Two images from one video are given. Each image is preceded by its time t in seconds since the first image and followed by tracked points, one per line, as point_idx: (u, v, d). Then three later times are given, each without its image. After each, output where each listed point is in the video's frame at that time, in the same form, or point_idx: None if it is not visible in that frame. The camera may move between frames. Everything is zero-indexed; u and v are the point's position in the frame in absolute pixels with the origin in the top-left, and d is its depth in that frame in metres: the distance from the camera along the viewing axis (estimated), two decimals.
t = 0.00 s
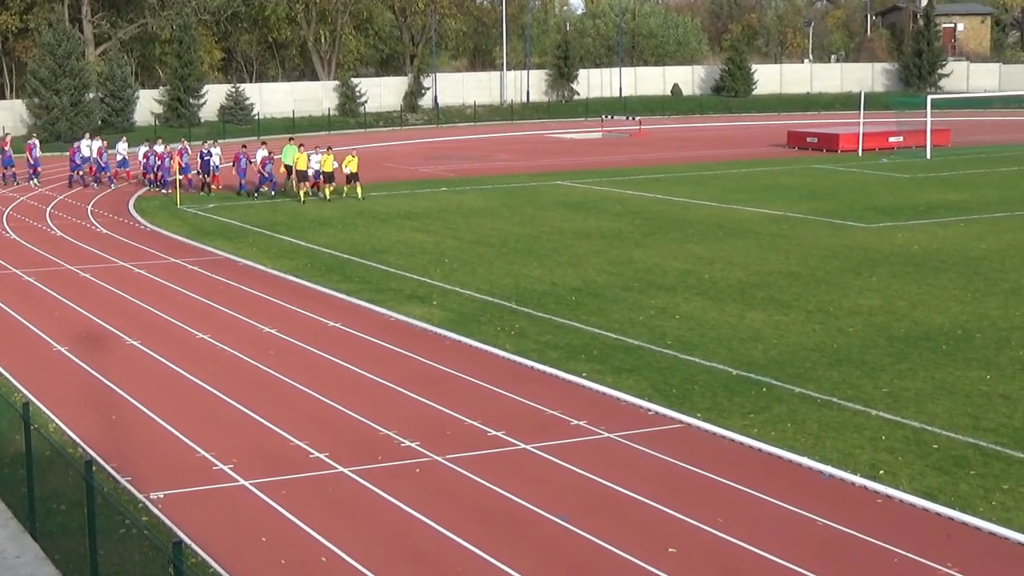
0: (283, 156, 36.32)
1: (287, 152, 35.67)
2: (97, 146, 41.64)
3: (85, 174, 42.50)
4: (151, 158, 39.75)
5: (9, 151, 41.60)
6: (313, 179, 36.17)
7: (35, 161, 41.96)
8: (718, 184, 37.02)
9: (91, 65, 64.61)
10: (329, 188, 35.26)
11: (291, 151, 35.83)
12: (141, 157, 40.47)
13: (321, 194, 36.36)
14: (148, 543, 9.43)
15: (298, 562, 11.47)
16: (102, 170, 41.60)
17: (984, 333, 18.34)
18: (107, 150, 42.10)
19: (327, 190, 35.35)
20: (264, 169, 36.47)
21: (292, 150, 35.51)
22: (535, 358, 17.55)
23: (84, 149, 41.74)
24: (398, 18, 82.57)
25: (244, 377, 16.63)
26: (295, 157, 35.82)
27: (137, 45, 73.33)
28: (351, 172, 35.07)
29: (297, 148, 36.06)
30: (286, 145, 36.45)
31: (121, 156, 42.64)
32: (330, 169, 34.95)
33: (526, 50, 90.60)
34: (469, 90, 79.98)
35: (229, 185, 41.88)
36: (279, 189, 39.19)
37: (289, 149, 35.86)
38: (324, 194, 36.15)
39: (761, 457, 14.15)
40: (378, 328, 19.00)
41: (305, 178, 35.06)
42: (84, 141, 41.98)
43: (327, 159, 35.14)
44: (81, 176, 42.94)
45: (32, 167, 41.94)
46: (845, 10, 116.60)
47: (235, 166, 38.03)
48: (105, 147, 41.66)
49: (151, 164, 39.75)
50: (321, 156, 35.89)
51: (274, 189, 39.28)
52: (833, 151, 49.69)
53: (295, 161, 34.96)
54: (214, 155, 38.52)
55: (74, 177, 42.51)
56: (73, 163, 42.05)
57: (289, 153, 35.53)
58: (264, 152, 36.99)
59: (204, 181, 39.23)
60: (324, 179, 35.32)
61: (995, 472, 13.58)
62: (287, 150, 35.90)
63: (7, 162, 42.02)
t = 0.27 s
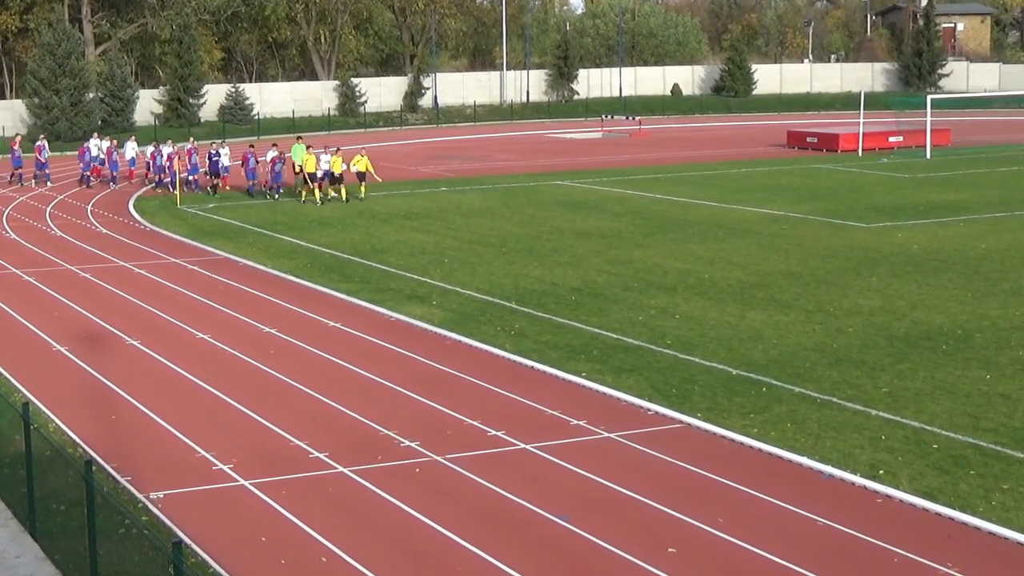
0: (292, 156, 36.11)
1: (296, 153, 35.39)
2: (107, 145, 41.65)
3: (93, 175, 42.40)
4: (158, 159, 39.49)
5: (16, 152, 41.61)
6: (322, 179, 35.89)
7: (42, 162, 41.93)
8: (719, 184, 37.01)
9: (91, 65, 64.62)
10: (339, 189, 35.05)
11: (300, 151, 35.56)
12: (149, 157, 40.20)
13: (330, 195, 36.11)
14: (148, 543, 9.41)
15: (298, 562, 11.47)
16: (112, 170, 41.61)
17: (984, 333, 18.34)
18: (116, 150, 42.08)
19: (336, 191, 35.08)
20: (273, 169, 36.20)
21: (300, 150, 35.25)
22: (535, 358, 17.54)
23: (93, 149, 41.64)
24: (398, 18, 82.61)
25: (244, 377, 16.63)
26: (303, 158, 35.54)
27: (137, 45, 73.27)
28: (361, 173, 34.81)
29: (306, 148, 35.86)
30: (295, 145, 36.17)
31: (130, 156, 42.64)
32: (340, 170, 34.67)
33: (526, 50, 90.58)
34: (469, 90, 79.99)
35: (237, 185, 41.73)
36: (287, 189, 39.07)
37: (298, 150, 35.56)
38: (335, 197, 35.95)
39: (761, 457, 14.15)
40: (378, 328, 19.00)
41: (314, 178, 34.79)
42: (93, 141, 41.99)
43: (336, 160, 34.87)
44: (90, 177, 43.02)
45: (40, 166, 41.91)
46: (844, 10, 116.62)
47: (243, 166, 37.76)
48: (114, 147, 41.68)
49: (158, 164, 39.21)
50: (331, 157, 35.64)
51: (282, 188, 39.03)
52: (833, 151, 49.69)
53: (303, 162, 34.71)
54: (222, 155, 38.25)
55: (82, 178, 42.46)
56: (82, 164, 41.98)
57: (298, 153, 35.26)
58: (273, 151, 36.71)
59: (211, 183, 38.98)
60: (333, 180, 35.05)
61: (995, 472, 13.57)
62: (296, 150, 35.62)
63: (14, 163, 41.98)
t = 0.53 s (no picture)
0: (292, 157, 35.88)
1: (296, 154, 35.10)
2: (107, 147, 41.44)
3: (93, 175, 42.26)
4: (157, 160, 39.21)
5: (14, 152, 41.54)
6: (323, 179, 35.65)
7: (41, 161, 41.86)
8: (711, 185, 37.04)
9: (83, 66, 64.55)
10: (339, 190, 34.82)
11: (300, 152, 35.26)
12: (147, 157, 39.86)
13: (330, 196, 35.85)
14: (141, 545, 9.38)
15: (290, 563, 11.47)
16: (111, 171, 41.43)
17: (975, 333, 18.37)
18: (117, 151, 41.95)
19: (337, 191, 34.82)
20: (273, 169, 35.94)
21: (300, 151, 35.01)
22: (527, 359, 17.56)
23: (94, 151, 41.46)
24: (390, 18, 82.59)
25: (236, 377, 16.64)
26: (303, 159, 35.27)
27: (129, 46, 73.15)
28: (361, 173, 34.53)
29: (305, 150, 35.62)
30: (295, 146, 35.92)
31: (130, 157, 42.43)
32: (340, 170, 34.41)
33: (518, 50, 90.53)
34: (461, 91, 80.00)
35: (236, 186, 41.65)
36: (286, 189, 39.01)
37: (298, 151, 35.28)
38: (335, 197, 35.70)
39: (752, 457, 14.17)
40: (370, 328, 19.00)
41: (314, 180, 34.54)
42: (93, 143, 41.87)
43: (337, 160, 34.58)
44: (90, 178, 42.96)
45: (39, 166, 41.87)
46: (836, 11, 116.77)
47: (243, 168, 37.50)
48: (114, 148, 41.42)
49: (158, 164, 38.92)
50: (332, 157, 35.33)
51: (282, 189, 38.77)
52: (824, 151, 49.75)
53: (303, 162, 34.45)
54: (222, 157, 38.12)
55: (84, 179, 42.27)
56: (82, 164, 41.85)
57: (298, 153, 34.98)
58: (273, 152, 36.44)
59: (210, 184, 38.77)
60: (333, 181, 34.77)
61: (986, 473, 13.59)
62: (296, 151, 35.34)
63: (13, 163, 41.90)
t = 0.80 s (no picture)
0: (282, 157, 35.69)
1: (286, 155, 34.91)
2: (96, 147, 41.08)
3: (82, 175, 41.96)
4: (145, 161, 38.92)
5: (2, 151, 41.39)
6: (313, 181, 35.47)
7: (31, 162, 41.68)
8: (693, 185, 37.07)
9: (63, 66, 64.38)
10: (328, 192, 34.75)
11: (290, 153, 35.07)
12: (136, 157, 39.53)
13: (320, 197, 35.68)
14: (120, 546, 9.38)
15: (271, 564, 11.47)
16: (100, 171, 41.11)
17: (955, 333, 18.44)
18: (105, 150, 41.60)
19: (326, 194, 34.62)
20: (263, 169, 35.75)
21: (290, 152, 34.86)
22: (508, 359, 17.58)
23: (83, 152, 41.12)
24: (372, 19, 82.44)
25: (217, 377, 16.64)
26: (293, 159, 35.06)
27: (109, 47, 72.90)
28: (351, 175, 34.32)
29: (296, 151, 35.48)
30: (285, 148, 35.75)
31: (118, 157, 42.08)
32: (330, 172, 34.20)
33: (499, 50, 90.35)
34: (442, 91, 79.87)
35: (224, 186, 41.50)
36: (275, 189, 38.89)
37: (288, 153, 35.09)
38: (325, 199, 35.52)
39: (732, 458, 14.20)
40: (352, 329, 19.00)
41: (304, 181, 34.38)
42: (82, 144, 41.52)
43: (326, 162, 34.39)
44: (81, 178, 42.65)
45: (29, 166, 41.68)
46: (818, 11, 116.86)
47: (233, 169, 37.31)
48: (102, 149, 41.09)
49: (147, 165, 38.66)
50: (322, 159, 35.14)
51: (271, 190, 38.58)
52: (806, 151, 49.83)
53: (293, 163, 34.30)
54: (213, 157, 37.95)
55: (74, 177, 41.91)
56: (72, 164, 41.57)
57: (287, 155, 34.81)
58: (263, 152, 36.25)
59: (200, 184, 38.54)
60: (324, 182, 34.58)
61: (965, 472, 13.65)
62: (287, 153, 35.14)
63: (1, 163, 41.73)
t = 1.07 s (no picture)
0: (282, 158, 35.58)
1: (285, 156, 34.80)
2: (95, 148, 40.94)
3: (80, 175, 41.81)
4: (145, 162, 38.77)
5: None
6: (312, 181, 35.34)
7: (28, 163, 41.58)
8: (684, 184, 37.05)
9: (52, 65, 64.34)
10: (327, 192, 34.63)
11: (288, 154, 34.96)
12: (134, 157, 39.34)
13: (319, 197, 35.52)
14: (109, 546, 9.34)
15: (261, 564, 11.43)
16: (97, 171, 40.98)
17: (946, 332, 18.44)
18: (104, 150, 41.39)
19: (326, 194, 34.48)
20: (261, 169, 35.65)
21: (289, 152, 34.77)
22: (499, 358, 17.56)
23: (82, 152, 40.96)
24: (362, 18, 82.40)
25: (207, 377, 16.60)
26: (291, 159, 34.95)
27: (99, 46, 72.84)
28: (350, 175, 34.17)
29: (294, 151, 35.39)
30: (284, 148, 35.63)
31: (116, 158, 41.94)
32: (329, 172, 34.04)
33: (489, 48, 90.46)
34: (433, 90, 79.93)
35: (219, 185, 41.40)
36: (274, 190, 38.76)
37: (287, 153, 34.98)
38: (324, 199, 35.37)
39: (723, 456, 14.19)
40: (343, 328, 18.97)
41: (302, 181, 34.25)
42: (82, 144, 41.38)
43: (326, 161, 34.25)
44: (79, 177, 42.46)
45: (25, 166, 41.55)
46: (808, 11, 117.14)
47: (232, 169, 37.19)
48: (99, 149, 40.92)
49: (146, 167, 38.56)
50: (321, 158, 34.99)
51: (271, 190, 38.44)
52: (796, 151, 49.88)
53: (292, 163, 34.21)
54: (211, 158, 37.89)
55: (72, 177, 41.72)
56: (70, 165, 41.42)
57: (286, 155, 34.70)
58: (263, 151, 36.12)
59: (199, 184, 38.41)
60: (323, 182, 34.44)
61: (956, 471, 13.65)
62: (286, 153, 35.02)
63: None
